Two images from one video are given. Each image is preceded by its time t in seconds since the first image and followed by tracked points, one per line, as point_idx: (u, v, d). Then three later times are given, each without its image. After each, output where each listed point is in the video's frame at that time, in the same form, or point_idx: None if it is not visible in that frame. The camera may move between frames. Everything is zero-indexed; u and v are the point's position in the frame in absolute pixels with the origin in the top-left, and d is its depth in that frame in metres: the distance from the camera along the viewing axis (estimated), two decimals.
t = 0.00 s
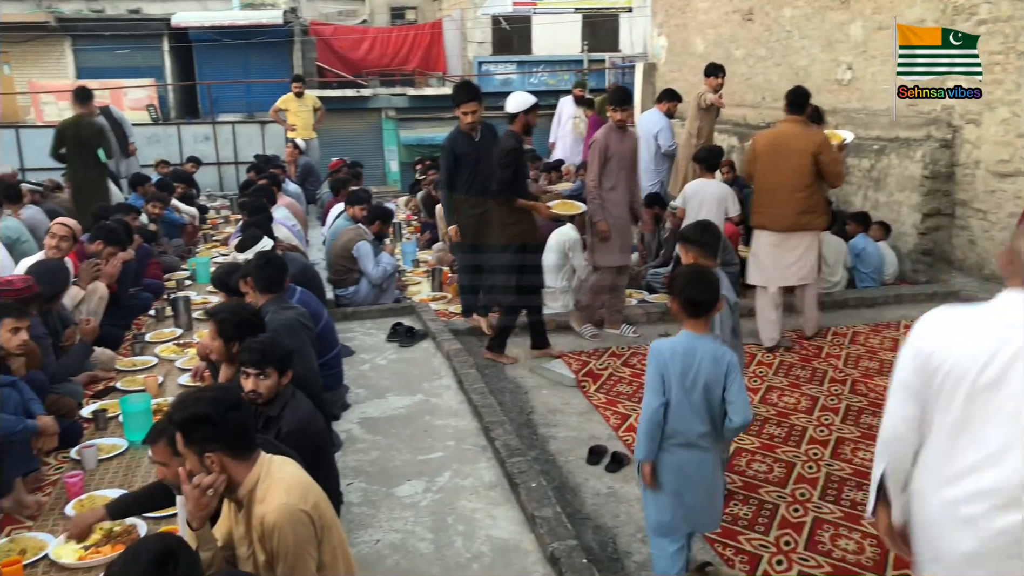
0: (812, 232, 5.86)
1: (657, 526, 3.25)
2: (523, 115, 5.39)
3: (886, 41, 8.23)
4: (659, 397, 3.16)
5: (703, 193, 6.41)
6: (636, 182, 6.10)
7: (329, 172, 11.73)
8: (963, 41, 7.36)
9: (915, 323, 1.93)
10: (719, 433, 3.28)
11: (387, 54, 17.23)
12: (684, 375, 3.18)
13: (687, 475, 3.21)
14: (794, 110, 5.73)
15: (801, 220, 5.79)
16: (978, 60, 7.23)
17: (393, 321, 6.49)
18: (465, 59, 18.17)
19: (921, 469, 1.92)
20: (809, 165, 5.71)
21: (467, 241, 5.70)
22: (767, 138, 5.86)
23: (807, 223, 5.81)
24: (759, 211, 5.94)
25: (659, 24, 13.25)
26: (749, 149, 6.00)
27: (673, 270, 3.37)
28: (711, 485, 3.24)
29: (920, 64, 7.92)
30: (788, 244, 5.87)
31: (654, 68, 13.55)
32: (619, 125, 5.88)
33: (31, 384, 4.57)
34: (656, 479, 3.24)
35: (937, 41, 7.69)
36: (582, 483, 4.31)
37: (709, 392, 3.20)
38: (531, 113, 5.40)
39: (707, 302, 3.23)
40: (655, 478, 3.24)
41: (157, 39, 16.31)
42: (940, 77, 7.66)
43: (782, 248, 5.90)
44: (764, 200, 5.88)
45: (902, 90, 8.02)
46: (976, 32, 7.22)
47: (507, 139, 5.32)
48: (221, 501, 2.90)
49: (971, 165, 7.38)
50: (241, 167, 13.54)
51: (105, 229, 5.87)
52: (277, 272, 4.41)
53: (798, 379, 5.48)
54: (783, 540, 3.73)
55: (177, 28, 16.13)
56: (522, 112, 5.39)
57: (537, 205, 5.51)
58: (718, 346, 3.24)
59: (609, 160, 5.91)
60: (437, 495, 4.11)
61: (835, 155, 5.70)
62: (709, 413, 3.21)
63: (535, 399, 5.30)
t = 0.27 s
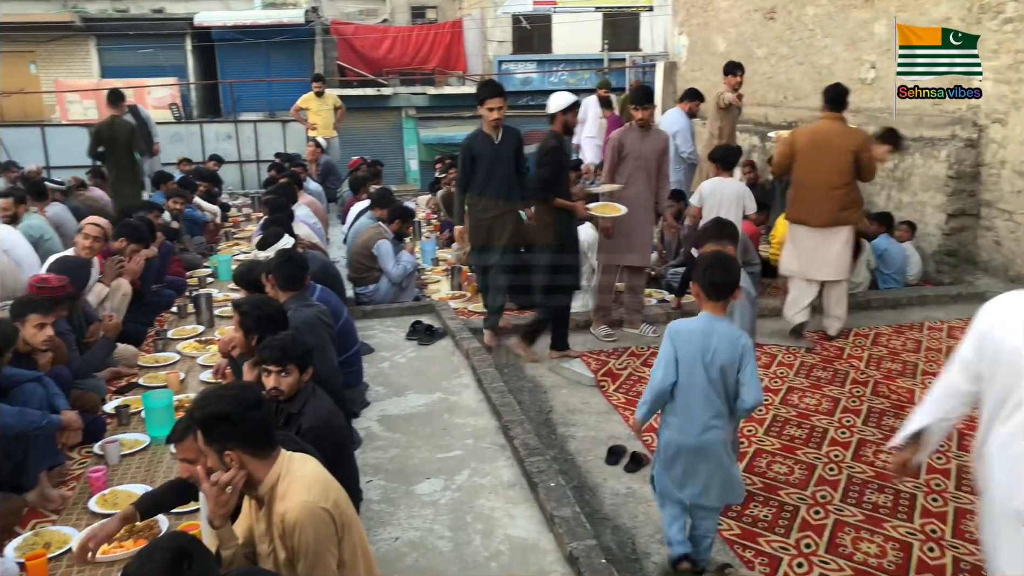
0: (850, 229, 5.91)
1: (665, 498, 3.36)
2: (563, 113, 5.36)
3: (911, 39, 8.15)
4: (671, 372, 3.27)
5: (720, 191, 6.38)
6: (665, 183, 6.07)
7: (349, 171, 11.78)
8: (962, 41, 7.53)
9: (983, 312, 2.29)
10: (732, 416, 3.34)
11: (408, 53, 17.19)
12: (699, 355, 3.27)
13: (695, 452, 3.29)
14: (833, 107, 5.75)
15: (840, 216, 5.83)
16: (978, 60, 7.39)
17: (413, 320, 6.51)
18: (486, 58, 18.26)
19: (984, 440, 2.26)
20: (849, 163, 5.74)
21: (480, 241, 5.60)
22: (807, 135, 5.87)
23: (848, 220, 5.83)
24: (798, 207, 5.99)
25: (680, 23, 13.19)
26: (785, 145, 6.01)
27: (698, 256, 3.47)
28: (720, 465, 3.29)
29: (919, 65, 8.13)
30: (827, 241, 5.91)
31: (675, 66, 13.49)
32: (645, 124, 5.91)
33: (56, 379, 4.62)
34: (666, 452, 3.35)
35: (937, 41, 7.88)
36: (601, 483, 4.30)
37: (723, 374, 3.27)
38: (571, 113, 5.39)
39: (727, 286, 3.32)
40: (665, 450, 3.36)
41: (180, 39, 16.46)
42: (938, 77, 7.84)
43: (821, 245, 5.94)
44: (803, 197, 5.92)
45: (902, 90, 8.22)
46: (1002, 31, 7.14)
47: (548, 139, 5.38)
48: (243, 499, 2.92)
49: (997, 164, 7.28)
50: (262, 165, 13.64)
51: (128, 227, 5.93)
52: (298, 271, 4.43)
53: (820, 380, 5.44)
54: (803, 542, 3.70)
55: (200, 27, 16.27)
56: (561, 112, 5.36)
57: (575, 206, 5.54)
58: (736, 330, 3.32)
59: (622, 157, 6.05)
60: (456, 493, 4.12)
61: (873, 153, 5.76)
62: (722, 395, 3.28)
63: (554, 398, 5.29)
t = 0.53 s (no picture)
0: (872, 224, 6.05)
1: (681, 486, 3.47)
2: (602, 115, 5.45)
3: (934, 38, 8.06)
4: (683, 363, 3.40)
5: (727, 190, 6.34)
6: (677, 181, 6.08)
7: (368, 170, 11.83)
8: (962, 42, 7.69)
9: None
10: (747, 404, 3.41)
11: (428, 52, 17.36)
12: (711, 346, 3.38)
13: (709, 440, 3.40)
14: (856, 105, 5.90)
15: (863, 212, 5.97)
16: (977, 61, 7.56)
17: (430, 318, 6.52)
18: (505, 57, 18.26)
19: None
20: (873, 160, 5.89)
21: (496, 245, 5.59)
22: (832, 132, 6.02)
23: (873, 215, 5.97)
24: (823, 204, 6.13)
25: (700, 22, 13.12)
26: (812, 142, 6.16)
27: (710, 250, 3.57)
28: (734, 452, 3.38)
29: (918, 65, 8.31)
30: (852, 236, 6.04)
31: (694, 66, 13.42)
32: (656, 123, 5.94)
33: (78, 375, 4.66)
34: (681, 441, 3.47)
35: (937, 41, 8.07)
36: (618, 483, 4.29)
37: (734, 363, 3.36)
38: (611, 113, 5.46)
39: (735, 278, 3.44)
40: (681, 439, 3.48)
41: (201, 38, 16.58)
42: (940, 78, 8.01)
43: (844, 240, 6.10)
44: (829, 194, 6.05)
45: (903, 90, 8.41)
46: None
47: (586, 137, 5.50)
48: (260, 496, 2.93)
49: (1021, 165, 7.20)
50: (282, 164, 13.72)
51: (150, 224, 5.97)
52: (317, 269, 4.45)
53: (839, 382, 5.40)
54: (822, 545, 3.67)
55: (221, 26, 16.36)
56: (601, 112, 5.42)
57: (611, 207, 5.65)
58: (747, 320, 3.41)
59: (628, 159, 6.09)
60: (472, 492, 4.12)
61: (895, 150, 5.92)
62: (734, 384, 3.37)
63: (571, 398, 5.28)
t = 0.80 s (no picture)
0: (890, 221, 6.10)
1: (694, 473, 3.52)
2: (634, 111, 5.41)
3: (963, 37, 7.96)
4: (691, 353, 3.44)
5: (737, 188, 6.32)
6: (681, 179, 6.07)
7: (390, 169, 11.87)
8: (963, 42, 7.93)
9: None
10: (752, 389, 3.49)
11: (451, 52, 17.26)
12: (716, 334, 3.44)
13: (718, 426, 3.47)
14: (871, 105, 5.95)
15: (885, 209, 5.99)
16: (977, 61, 7.78)
17: (452, 318, 6.53)
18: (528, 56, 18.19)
19: None
20: (891, 158, 5.97)
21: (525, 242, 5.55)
22: (851, 131, 6.04)
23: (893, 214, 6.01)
24: (840, 203, 6.13)
25: (724, 21, 13.01)
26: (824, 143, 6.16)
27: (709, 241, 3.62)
28: (743, 435, 3.46)
29: (919, 66, 8.56)
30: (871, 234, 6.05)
31: (718, 65, 13.31)
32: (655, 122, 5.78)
33: (105, 371, 4.71)
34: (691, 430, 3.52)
35: (938, 41, 8.33)
36: (640, 484, 4.28)
37: (740, 349, 3.44)
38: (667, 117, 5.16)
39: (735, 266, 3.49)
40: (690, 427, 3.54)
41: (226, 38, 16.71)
42: (941, 78, 8.24)
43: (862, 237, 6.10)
44: (848, 192, 6.05)
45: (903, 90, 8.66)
46: None
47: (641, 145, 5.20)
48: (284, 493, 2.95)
49: None
50: (305, 163, 13.81)
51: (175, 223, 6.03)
52: (340, 268, 4.48)
53: (864, 384, 5.34)
54: (847, 549, 3.64)
55: (246, 26, 16.48)
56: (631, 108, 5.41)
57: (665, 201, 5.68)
58: (748, 306, 3.49)
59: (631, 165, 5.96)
60: (494, 491, 4.12)
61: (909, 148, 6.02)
62: (741, 369, 3.45)
63: (593, 399, 5.27)
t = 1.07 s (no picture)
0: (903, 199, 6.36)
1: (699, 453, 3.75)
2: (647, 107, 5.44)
3: (988, 36, 7.87)
4: (697, 338, 3.69)
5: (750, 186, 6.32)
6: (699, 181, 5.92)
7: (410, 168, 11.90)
8: (962, 42, 8.16)
9: None
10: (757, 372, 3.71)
11: (470, 51, 17.29)
12: (722, 321, 3.67)
13: (723, 408, 3.69)
14: (871, 92, 6.21)
15: (897, 188, 6.25)
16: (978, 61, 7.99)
17: (470, 316, 6.54)
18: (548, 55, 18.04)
19: None
20: (898, 140, 6.22)
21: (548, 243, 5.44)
22: (857, 118, 6.30)
23: (902, 195, 6.28)
24: (852, 187, 6.40)
25: (745, 20, 12.90)
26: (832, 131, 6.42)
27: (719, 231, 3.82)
28: (746, 416, 3.69)
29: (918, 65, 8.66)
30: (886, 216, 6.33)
31: (739, 64, 13.22)
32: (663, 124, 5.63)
33: (127, 366, 4.76)
34: (698, 411, 3.75)
35: (938, 42, 8.55)
36: (659, 485, 4.27)
37: (745, 334, 3.66)
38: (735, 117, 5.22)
39: (742, 257, 3.70)
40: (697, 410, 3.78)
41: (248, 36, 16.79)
42: (942, 78, 8.42)
43: (873, 219, 6.37)
44: (858, 176, 6.32)
45: (903, 90, 8.76)
46: None
47: (705, 144, 5.30)
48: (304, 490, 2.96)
49: None
50: (326, 161, 13.88)
51: (196, 219, 6.07)
52: (360, 266, 4.52)
53: (886, 386, 5.29)
54: (867, 552, 3.61)
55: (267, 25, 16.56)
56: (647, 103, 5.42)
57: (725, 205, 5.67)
58: (754, 294, 3.72)
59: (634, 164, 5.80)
60: (511, 490, 4.13)
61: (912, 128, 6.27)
62: (745, 354, 3.68)
63: (611, 398, 5.26)
